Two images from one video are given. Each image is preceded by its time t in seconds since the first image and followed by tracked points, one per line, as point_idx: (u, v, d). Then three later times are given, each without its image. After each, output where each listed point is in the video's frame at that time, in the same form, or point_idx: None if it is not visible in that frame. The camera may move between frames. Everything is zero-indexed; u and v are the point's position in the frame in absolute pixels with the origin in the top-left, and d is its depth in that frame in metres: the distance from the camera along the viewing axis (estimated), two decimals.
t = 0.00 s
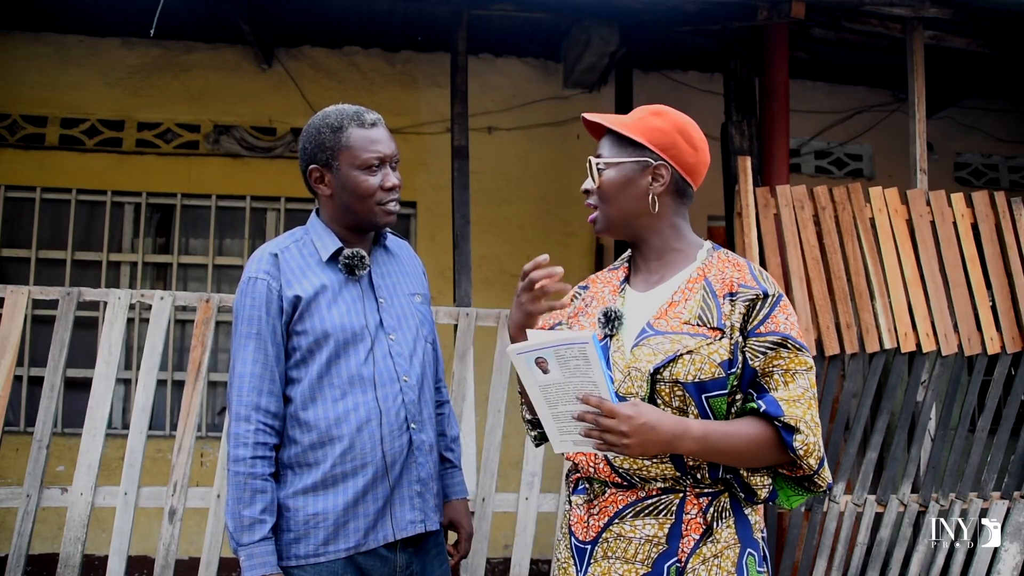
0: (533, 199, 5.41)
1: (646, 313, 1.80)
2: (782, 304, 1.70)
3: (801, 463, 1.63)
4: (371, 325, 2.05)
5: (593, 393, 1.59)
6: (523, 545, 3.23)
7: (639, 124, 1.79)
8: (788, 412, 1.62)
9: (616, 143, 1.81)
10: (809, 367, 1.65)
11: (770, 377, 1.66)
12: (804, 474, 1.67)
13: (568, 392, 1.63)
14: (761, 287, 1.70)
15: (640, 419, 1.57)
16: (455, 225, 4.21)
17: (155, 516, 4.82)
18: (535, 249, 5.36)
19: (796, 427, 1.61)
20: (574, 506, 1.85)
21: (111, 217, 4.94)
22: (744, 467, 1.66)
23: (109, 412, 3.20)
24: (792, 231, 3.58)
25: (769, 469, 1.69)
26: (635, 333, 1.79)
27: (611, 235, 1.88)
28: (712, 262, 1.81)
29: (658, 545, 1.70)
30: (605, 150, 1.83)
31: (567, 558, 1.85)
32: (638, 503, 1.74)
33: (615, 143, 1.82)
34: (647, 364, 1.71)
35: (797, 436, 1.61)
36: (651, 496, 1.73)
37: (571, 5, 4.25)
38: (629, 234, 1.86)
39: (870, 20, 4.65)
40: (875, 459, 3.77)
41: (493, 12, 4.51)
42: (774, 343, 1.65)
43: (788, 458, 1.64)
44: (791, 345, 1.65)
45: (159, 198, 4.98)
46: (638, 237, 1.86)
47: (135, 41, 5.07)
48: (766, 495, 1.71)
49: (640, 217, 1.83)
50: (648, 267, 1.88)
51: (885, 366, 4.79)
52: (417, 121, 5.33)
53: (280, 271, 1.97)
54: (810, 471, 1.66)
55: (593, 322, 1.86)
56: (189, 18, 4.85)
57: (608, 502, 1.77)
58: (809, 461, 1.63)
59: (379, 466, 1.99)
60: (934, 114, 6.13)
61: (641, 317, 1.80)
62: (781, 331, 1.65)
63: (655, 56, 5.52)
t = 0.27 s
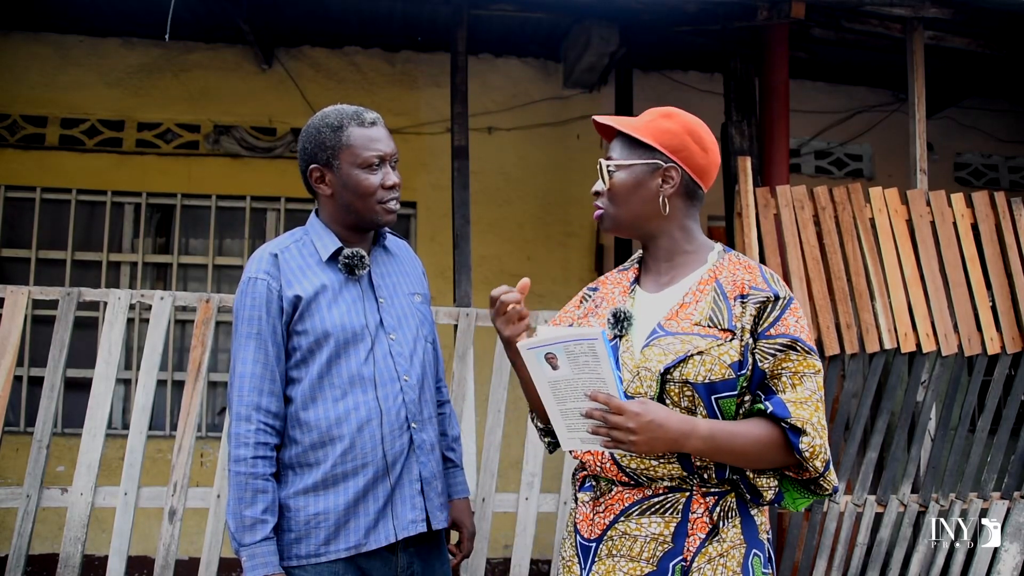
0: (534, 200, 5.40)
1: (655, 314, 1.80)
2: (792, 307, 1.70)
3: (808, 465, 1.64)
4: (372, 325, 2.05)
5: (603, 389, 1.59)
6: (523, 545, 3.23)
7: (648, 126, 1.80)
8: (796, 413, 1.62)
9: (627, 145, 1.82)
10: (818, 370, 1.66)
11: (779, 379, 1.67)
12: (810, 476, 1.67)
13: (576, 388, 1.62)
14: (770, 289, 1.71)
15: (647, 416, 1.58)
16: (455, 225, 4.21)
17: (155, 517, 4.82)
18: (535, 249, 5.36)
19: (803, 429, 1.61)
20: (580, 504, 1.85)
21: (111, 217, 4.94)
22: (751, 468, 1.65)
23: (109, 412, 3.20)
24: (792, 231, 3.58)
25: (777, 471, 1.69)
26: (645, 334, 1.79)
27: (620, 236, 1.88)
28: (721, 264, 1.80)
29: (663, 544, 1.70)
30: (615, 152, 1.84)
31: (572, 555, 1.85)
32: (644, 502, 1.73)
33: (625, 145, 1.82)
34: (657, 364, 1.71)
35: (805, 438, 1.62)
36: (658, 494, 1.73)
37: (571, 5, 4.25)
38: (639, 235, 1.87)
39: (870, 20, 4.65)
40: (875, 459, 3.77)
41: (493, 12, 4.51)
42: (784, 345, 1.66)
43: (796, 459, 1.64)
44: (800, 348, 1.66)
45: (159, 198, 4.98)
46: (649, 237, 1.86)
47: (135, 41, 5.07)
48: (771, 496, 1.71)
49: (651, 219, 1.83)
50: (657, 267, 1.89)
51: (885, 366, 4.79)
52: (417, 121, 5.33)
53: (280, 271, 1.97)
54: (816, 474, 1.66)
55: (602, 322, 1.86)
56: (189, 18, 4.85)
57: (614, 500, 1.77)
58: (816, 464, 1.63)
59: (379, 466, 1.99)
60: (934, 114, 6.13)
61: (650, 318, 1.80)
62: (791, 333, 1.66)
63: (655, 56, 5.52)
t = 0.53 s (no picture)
0: (534, 200, 5.41)
1: (660, 314, 1.80)
2: (797, 307, 1.71)
3: (814, 465, 1.63)
4: (372, 324, 2.05)
5: (610, 391, 1.59)
6: (523, 545, 3.23)
7: (658, 125, 1.80)
8: (802, 413, 1.62)
9: (635, 143, 1.82)
10: (823, 369, 1.66)
11: (784, 378, 1.66)
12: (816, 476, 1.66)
13: (583, 390, 1.63)
14: (776, 289, 1.71)
15: (656, 416, 1.58)
16: (455, 225, 4.21)
17: (155, 517, 4.81)
18: (535, 249, 5.36)
19: (810, 429, 1.61)
20: (582, 503, 1.85)
21: (111, 217, 4.94)
22: (756, 468, 1.65)
23: (109, 412, 3.20)
24: (792, 231, 3.58)
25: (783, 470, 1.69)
26: (650, 333, 1.79)
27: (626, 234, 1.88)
28: (727, 264, 1.81)
29: (666, 543, 1.70)
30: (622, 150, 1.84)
31: (574, 555, 1.85)
32: (647, 501, 1.73)
33: (634, 144, 1.82)
34: (662, 364, 1.71)
35: (811, 438, 1.61)
36: (661, 494, 1.73)
37: (571, 5, 4.25)
38: (645, 233, 1.86)
39: (870, 20, 4.65)
40: (876, 460, 3.77)
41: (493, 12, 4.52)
42: (790, 345, 1.66)
43: (802, 459, 1.65)
44: (806, 348, 1.66)
45: (159, 198, 4.98)
46: (654, 236, 1.86)
47: (135, 41, 5.07)
48: (777, 496, 1.71)
49: (657, 218, 1.83)
50: (662, 266, 1.89)
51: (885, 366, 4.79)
52: (417, 121, 5.33)
53: (281, 270, 1.97)
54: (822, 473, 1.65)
55: (606, 323, 1.86)
56: (189, 18, 4.86)
57: (617, 499, 1.77)
58: (822, 464, 1.63)
59: (379, 465, 1.99)
60: (934, 114, 6.13)
61: (655, 318, 1.80)
62: (797, 333, 1.66)
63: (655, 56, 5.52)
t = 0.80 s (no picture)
0: (534, 200, 5.41)
1: (661, 314, 1.80)
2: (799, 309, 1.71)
3: (813, 466, 1.63)
4: (372, 324, 2.05)
5: (612, 388, 1.59)
6: (523, 545, 3.23)
7: (663, 123, 1.80)
8: (803, 413, 1.62)
9: (639, 142, 1.82)
10: (824, 371, 1.66)
11: (785, 379, 1.67)
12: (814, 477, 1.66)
13: (585, 387, 1.63)
14: (778, 290, 1.71)
15: (658, 416, 1.58)
16: (455, 225, 4.21)
17: (155, 517, 4.82)
18: (535, 249, 5.36)
19: (811, 429, 1.61)
20: (582, 503, 1.85)
21: (111, 217, 4.94)
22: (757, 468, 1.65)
23: (109, 412, 3.20)
24: (792, 231, 3.58)
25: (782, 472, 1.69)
26: (651, 333, 1.79)
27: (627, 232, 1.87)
28: (728, 265, 1.81)
29: (667, 544, 1.70)
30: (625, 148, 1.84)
31: (573, 555, 1.84)
32: (648, 501, 1.73)
33: (638, 142, 1.82)
34: (665, 363, 1.70)
35: (812, 438, 1.61)
36: (662, 494, 1.73)
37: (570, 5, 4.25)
38: (646, 232, 1.86)
39: (870, 20, 4.65)
40: (876, 460, 3.77)
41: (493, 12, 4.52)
42: (791, 346, 1.66)
43: (801, 460, 1.65)
44: (807, 348, 1.66)
45: (159, 198, 4.98)
46: (655, 235, 1.86)
47: (135, 41, 5.07)
48: (776, 496, 1.71)
49: (659, 216, 1.83)
50: (662, 265, 1.88)
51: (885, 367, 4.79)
52: (417, 121, 5.33)
53: (281, 270, 1.97)
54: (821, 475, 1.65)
55: (605, 321, 1.86)
56: (189, 19, 4.86)
57: (617, 499, 1.77)
58: (821, 465, 1.63)
59: (379, 465, 1.99)
60: (934, 114, 6.13)
61: (657, 317, 1.80)
62: (798, 334, 1.67)
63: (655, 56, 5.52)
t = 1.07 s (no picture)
0: (534, 199, 5.41)
1: (661, 313, 1.80)
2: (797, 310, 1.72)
3: (811, 466, 1.64)
4: (372, 324, 2.05)
5: (615, 389, 1.59)
6: (523, 545, 3.23)
7: (662, 122, 1.80)
8: (803, 414, 1.62)
9: (638, 140, 1.82)
10: (823, 372, 1.66)
11: (784, 380, 1.67)
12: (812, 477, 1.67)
13: (587, 387, 1.63)
14: (778, 291, 1.72)
15: (661, 418, 1.58)
16: (455, 225, 4.21)
17: (156, 516, 4.82)
18: (535, 249, 5.36)
19: (810, 430, 1.62)
20: (578, 503, 1.84)
21: (112, 217, 4.94)
22: (756, 468, 1.65)
23: (109, 412, 3.20)
24: (792, 231, 3.58)
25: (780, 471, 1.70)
26: (651, 333, 1.78)
27: (624, 230, 1.87)
28: (727, 265, 1.81)
29: (666, 544, 1.70)
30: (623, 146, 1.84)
31: (570, 556, 1.83)
32: (647, 502, 1.73)
33: (637, 141, 1.82)
34: (666, 364, 1.70)
35: (811, 439, 1.62)
36: (661, 494, 1.73)
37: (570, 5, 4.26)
38: (643, 231, 1.86)
39: (870, 20, 4.66)
40: (876, 460, 3.77)
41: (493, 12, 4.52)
42: (791, 347, 1.66)
43: (800, 460, 1.65)
44: (806, 350, 1.66)
45: (159, 198, 4.98)
46: (653, 234, 1.86)
47: (135, 41, 5.07)
48: (773, 496, 1.72)
49: (657, 215, 1.83)
50: (659, 265, 1.88)
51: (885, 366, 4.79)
52: (417, 121, 5.33)
53: (281, 270, 1.97)
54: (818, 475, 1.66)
55: (603, 320, 1.84)
56: (189, 19, 4.86)
57: (616, 500, 1.76)
58: (819, 465, 1.64)
59: (379, 466, 1.99)
60: (934, 114, 6.13)
61: (656, 317, 1.80)
62: (798, 335, 1.67)
63: (655, 56, 5.52)
